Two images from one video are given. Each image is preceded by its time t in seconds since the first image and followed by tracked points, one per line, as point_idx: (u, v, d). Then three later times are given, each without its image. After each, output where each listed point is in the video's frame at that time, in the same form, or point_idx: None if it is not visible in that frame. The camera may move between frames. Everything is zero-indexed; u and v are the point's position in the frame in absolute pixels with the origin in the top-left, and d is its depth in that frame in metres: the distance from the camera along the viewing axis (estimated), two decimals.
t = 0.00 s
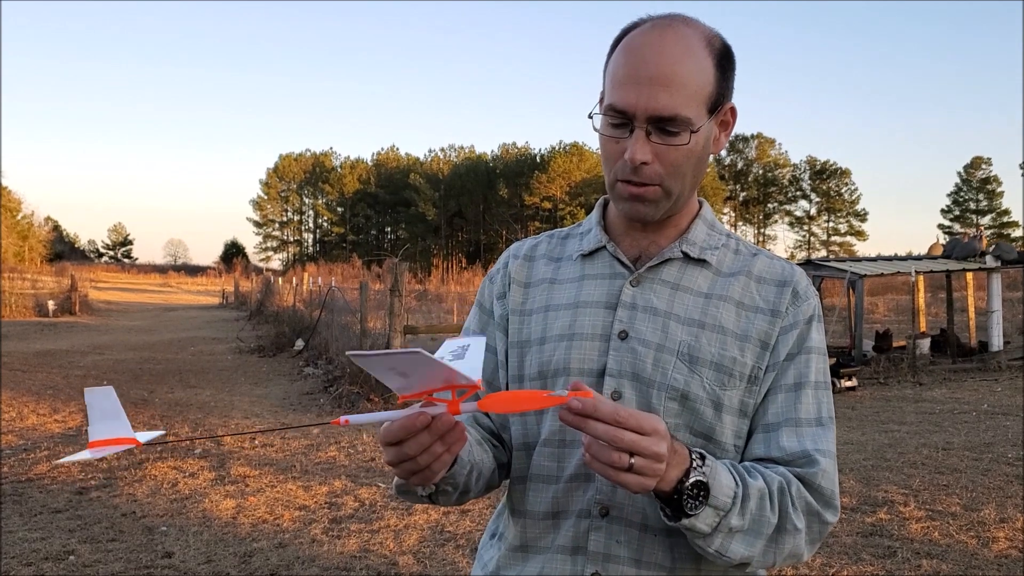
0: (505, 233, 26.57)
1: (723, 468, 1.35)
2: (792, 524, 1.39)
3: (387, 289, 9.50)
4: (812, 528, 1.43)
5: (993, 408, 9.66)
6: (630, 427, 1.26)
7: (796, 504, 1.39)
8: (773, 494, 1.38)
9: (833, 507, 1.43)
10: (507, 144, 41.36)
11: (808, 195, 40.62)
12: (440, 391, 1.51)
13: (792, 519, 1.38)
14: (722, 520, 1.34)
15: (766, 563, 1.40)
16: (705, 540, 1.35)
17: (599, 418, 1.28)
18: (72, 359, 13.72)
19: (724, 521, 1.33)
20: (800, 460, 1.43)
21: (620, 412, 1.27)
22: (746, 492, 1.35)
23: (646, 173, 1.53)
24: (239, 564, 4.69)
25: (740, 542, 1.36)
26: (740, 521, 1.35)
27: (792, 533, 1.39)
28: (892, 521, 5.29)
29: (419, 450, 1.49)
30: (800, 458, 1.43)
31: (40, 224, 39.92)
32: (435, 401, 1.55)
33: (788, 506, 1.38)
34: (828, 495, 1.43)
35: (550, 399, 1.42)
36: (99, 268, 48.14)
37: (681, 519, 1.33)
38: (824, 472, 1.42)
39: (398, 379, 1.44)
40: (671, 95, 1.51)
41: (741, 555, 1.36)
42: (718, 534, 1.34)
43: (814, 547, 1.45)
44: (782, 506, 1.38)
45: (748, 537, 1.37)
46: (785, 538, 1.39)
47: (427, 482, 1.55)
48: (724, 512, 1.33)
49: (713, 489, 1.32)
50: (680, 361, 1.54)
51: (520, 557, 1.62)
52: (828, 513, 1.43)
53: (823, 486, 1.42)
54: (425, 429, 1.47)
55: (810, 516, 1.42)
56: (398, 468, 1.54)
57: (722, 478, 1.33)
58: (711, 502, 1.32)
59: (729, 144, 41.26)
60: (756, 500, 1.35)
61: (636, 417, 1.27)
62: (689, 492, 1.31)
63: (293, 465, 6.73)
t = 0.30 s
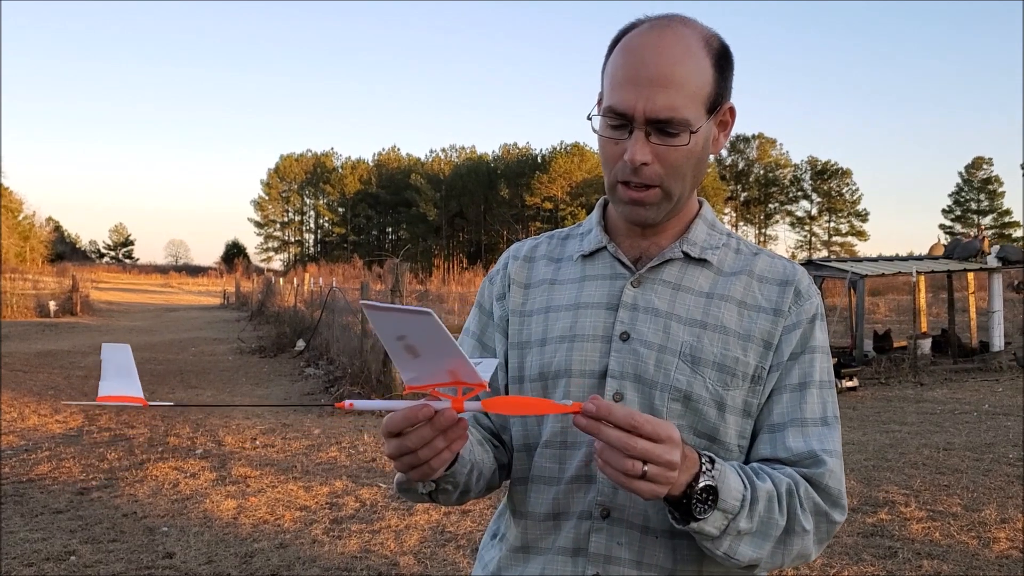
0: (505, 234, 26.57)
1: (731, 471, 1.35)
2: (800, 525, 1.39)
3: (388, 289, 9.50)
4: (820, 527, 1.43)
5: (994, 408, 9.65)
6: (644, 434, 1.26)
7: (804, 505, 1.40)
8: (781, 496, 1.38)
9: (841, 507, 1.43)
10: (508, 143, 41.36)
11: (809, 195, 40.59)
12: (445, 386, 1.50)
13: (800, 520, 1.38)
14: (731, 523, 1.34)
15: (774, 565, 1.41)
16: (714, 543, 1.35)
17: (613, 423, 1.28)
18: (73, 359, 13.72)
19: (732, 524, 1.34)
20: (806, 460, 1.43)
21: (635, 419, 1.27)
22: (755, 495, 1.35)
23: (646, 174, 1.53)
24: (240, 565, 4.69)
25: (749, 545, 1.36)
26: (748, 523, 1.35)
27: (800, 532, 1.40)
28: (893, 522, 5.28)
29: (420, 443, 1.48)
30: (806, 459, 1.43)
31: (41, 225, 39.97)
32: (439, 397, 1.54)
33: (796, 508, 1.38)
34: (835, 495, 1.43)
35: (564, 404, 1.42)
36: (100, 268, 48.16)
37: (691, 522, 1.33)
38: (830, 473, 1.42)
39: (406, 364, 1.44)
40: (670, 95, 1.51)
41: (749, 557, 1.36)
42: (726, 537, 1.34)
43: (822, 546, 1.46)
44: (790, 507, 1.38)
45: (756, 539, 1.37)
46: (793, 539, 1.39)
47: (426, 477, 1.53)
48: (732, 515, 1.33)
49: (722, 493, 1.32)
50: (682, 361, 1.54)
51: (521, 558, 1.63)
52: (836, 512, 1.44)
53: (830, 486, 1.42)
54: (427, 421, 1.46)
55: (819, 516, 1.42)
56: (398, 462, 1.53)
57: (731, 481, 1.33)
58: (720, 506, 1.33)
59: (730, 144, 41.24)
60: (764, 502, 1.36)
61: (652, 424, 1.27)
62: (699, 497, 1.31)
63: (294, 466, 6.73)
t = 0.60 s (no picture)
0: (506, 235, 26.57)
1: (731, 475, 1.35)
2: (803, 526, 1.39)
3: (389, 290, 9.51)
4: (823, 525, 1.43)
5: (995, 409, 9.64)
6: (636, 449, 1.26)
7: (808, 504, 1.39)
8: (784, 498, 1.38)
9: (844, 506, 1.43)
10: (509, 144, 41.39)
11: (810, 195, 40.58)
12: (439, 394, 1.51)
13: (803, 521, 1.38)
14: (732, 526, 1.34)
15: (777, 565, 1.41)
16: (716, 545, 1.36)
17: (604, 438, 1.28)
18: (73, 360, 13.74)
19: (733, 526, 1.34)
20: (808, 460, 1.43)
21: (627, 433, 1.27)
22: (756, 497, 1.36)
23: (649, 165, 1.52)
24: (241, 565, 4.69)
25: (751, 547, 1.37)
26: (750, 526, 1.35)
27: (803, 533, 1.39)
28: (894, 522, 5.28)
29: (414, 448, 1.48)
30: (807, 458, 1.43)
31: (42, 226, 40.01)
32: (435, 404, 1.56)
33: (799, 509, 1.38)
34: (838, 492, 1.43)
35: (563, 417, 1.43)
36: (102, 269, 48.18)
37: (690, 527, 1.34)
38: (832, 472, 1.42)
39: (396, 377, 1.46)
40: (669, 84, 1.52)
41: (751, 560, 1.37)
42: (727, 540, 1.35)
43: (826, 544, 1.46)
44: (792, 508, 1.38)
45: (758, 541, 1.37)
46: (796, 540, 1.39)
47: (419, 483, 1.53)
48: (733, 518, 1.34)
49: (723, 497, 1.33)
50: (679, 359, 1.54)
51: (521, 559, 1.63)
52: (840, 510, 1.44)
53: (833, 484, 1.42)
54: (421, 427, 1.48)
55: (822, 515, 1.42)
56: (393, 470, 1.53)
57: (732, 485, 1.34)
58: (720, 510, 1.33)
59: (730, 144, 41.25)
60: (766, 505, 1.36)
61: (641, 439, 1.27)
62: (697, 503, 1.33)
63: (295, 466, 6.73)
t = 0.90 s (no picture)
0: (510, 238, 26.57)
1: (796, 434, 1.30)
2: (856, 492, 1.36)
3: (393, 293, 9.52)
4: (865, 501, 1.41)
5: (1000, 412, 9.60)
6: (684, 379, 1.15)
7: (853, 474, 1.36)
8: (839, 462, 1.35)
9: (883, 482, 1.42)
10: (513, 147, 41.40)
11: (814, 198, 40.50)
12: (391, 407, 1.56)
13: (856, 487, 1.35)
14: (792, 489, 1.28)
15: (827, 538, 1.36)
16: (772, 511, 1.29)
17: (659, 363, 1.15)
18: (78, 362, 13.78)
19: (793, 490, 1.28)
20: (841, 434, 1.41)
21: (678, 363, 1.15)
22: (816, 458, 1.31)
23: (648, 164, 1.53)
24: (246, 568, 4.70)
25: (808, 514, 1.31)
26: (809, 491, 1.30)
27: (850, 503, 1.36)
28: (899, 525, 5.26)
29: (383, 463, 1.50)
30: (840, 433, 1.42)
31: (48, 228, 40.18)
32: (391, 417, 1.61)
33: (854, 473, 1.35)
34: (874, 467, 1.41)
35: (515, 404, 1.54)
36: (106, 272, 48.28)
37: (749, 485, 1.27)
38: (870, 445, 1.40)
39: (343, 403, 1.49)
40: (666, 83, 1.53)
41: (809, 526, 1.31)
42: (785, 505, 1.29)
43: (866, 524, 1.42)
44: (846, 474, 1.35)
45: (815, 507, 1.32)
46: (848, 508, 1.36)
47: (399, 497, 1.54)
48: (795, 481, 1.27)
49: (787, 456, 1.26)
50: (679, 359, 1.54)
51: (526, 564, 1.64)
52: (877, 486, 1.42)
53: (872, 457, 1.40)
54: (383, 442, 1.50)
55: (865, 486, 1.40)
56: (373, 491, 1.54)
57: (797, 444, 1.28)
58: (782, 470, 1.27)
59: (734, 147, 41.22)
60: (826, 469, 1.31)
61: (691, 368, 1.15)
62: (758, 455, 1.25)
63: (299, 469, 6.73)
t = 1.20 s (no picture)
0: (513, 240, 26.57)
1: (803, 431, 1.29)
2: (870, 489, 1.33)
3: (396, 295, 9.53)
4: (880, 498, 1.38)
5: (1004, 414, 9.57)
6: (670, 371, 1.12)
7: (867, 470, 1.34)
8: (848, 459, 1.33)
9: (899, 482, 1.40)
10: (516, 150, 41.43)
11: (817, 200, 40.45)
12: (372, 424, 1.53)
13: (869, 484, 1.33)
14: (806, 491, 1.27)
15: (847, 539, 1.33)
16: (789, 514, 1.28)
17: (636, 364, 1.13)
18: (81, 365, 13.80)
19: (807, 490, 1.27)
20: (850, 437, 1.38)
21: (659, 357, 1.12)
22: (824, 456, 1.30)
23: (610, 174, 1.54)
24: (248, 571, 4.69)
25: (825, 514, 1.29)
26: (822, 489, 1.28)
27: (867, 500, 1.34)
28: (903, 528, 5.25)
29: (378, 481, 1.47)
30: (848, 435, 1.40)
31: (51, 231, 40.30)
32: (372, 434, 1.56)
33: (863, 469, 1.33)
34: (887, 465, 1.38)
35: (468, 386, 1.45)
36: (110, 275, 48.35)
37: (765, 491, 1.25)
38: (881, 445, 1.37)
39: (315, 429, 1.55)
40: (625, 89, 1.52)
41: (828, 526, 1.29)
42: (801, 506, 1.27)
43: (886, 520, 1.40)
44: (858, 470, 1.33)
45: (830, 507, 1.31)
46: (865, 507, 1.33)
47: (404, 512, 1.51)
48: (807, 480, 1.26)
49: (795, 455, 1.24)
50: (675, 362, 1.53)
51: (527, 568, 1.64)
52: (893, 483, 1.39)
53: (884, 457, 1.37)
54: (373, 460, 1.46)
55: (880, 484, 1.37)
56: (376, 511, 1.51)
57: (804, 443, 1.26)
58: (793, 470, 1.25)
59: (736, 149, 41.27)
60: (835, 465, 1.30)
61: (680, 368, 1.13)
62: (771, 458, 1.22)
63: (302, 471, 6.73)
